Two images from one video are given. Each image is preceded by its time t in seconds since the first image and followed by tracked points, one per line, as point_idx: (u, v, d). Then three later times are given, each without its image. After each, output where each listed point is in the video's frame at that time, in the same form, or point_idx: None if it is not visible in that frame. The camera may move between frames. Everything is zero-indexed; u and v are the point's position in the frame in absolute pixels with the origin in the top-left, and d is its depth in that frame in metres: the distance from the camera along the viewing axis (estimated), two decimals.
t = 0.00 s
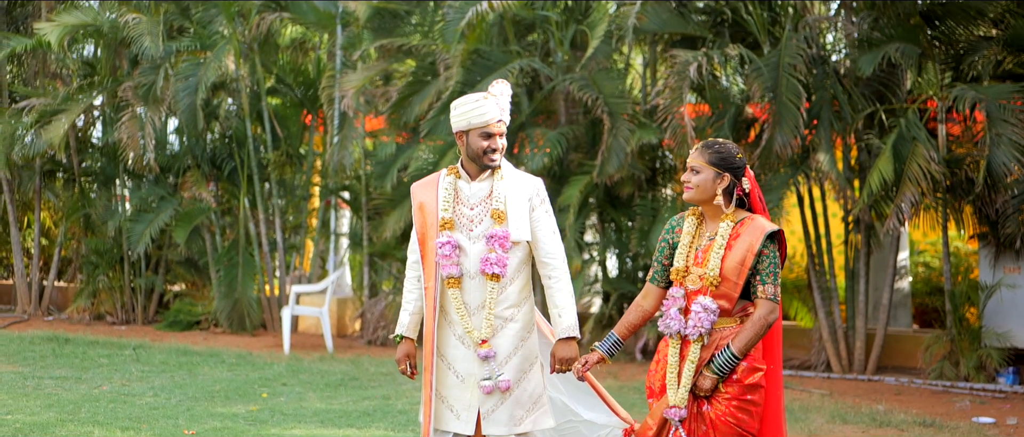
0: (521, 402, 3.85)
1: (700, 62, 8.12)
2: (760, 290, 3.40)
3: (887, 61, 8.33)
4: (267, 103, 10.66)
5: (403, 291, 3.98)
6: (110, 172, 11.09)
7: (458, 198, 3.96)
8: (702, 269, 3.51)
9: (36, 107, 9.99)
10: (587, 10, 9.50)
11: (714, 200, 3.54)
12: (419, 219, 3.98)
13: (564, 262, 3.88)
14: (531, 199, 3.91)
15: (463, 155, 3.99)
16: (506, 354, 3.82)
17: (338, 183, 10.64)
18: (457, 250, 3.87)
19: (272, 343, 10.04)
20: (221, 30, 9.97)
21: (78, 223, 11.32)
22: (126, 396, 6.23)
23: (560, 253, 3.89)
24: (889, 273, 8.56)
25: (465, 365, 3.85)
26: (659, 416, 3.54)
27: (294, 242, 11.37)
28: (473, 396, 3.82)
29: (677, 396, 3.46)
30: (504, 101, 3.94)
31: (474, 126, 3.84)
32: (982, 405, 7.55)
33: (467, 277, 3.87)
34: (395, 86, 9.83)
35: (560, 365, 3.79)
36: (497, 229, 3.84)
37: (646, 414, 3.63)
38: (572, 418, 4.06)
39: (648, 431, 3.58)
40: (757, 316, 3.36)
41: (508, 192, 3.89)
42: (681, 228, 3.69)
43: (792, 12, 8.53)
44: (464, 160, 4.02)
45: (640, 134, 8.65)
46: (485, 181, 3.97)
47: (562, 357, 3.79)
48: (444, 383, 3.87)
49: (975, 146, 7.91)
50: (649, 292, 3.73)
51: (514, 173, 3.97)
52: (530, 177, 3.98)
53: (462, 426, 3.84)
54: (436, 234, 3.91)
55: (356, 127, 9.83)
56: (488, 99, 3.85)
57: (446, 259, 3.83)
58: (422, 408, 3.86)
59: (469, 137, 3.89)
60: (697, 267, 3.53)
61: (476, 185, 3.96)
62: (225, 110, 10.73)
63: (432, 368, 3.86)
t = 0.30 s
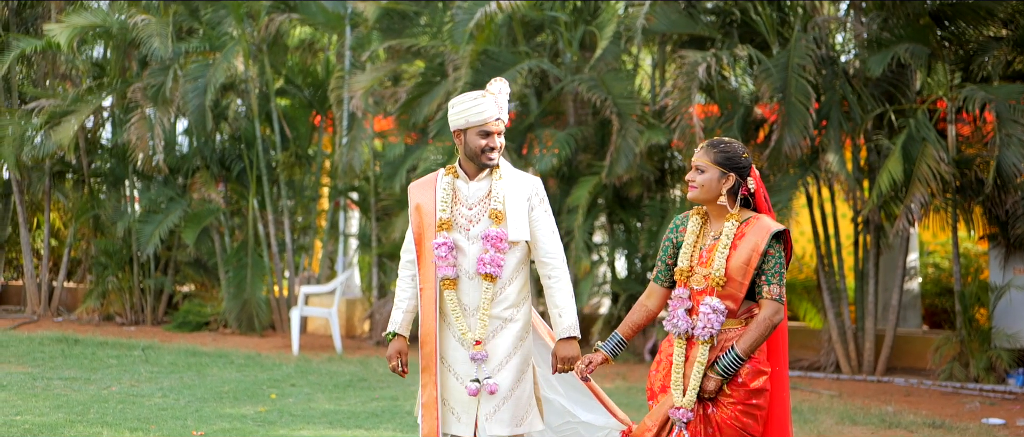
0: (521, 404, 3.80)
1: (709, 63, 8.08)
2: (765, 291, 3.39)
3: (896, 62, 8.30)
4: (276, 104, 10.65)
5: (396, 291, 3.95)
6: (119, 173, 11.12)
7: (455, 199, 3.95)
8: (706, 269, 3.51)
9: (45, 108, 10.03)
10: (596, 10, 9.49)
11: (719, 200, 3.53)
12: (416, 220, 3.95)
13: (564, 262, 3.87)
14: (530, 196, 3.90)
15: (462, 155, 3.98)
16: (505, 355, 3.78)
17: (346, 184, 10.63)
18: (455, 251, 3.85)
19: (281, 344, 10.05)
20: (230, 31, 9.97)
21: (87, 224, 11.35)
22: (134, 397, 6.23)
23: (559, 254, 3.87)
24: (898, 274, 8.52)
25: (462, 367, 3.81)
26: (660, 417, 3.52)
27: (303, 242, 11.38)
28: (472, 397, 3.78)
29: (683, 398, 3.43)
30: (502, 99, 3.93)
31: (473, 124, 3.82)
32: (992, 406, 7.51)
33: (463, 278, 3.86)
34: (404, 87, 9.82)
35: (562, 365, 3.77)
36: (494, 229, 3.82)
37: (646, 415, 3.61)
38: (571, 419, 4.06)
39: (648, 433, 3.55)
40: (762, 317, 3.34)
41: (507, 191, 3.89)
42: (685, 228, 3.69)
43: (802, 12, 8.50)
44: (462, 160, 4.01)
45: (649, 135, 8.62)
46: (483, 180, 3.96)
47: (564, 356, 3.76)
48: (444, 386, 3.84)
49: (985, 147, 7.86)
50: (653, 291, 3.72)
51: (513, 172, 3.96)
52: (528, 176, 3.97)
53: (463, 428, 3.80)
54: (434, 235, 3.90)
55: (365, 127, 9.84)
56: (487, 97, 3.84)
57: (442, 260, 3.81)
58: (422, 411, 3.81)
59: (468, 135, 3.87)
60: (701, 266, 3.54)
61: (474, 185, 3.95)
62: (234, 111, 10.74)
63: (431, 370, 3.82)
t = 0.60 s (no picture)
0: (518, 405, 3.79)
1: (715, 63, 8.05)
2: (768, 293, 3.35)
3: (904, 62, 8.27)
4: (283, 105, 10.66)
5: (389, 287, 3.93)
6: (127, 174, 11.14)
7: (452, 198, 3.94)
8: (709, 270, 3.49)
9: (53, 109, 10.08)
10: (602, 10, 9.47)
11: (722, 200, 3.51)
12: (412, 219, 3.94)
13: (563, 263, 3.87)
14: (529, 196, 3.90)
15: (459, 154, 3.95)
16: (502, 355, 3.76)
17: (354, 184, 10.62)
18: (452, 249, 3.84)
19: (288, 345, 10.06)
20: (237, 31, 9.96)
21: (95, 225, 11.39)
22: (141, 398, 6.24)
23: (557, 254, 3.87)
24: (906, 274, 8.49)
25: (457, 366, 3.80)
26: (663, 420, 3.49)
27: (310, 243, 11.39)
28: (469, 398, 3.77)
29: (689, 401, 3.40)
30: (500, 98, 3.92)
31: (472, 124, 3.80)
32: (1000, 407, 7.48)
33: (460, 277, 3.85)
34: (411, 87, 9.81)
35: (561, 364, 3.79)
36: (491, 229, 3.81)
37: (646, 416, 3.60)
38: (566, 421, 4.03)
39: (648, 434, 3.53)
40: (765, 319, 3.31)
41: (504, 191, 3.88)
42: (687, 228, 3.67)
43: (809, 12, 8.47)
44: (459, 159, 3.99)
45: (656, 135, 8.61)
46: (480, 180, 3.94)
47: (564, 355, 3.78)
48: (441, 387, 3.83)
49: (993, 147, 7.83)
50: (655, 292, 3.71)
51: (510, 171, 3.95)
52: (526, 176, 3.96)
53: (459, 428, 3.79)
54: (430, 234, 3.88)
55: (372, 128, 9.84)
56: (485, 96, 3.83)
57: (438, 257, 3.79)
58: (419, 411, 3.82)
59: (466, 134, 3.85)
60: (704, 268, 3.51)
61: (472, 184, 3.94)
62: (241, 112, 10.75)
63: (428, 371, 3.82)
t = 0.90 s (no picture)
0: (514, 406, 3.79)
1: (722, 64, 8.03)
2: (772, 296, 3.37)
3: (912, 62, 8.24)
4: (290, 105, 10.67)
5: (384, 284, 3.92)
6: (134, 174, 11.22)
7: (450, 197, 3.93)
8: (712, 273, 3.47)
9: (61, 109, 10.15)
10: (609, 11, 9.46)
11: (727, 203, 3.49)
12: (409, 218, 3.94)
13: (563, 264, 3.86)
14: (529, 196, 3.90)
15: (458, 153, 3.95)
16: (499, 357, 3.76)
17: (360, 185, 10.62)
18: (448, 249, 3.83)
19: (295, 346, 10.06)
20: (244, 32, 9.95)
21: (103, 226, 11.43)
22: (148, 398, 6.25)
23: (556, 256, 3.87)
24: (914, 275, 8.46)
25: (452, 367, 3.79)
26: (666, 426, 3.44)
27: (317, 244, 11.37)
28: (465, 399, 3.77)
29: (694, 405, 3.37)
30: (501, 97, 3.91)
31: (472, 122, 3.80)
32: (1008, 408, 7.44)
33: (456, 277, 3.84)
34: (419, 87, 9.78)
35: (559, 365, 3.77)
36: (489, 229, 3.80)
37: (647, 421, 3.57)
38: (562, 424, 4.00)
39: None
40: (768, 322, 3.32)
41: (502, 191, 3.87)
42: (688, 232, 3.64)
43: (816, 13, 8.45)
44: (458, 158, 3.99)
45: (662, 136, 8.61)
46: (478, 180, 3.94)
47: (562, 356, 3.75)
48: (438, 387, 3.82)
49: (1001, 147, 7.82)
50: (655, 294, 3.67)
51: (509, 172, 3.95)
52: (525, 176, 3.96)
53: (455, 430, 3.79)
54: (428, 233, 3.88)
55: (380, 128, 9.84)
56: (485, 94, 3.82)
57: (433, 257, 3.78)
58: (416, 412, 3.81)
59: (465, 133, 3.84)
60: (707, 270, 3.49)
61: (470, 184, 3.93)
62: (248, 112, 10.75)
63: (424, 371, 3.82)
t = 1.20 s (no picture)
0: (510, 411, 3.79)
1: (730, 64, 8.00)
2: (774, 302, 3.36)
3: (920, 62, 8.19)
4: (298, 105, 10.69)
5: (381, 283, 3.92)
6: (142, 176, 11.26)
7: (449, 197, 3.93)
8: (715, 277, 3.46)
9: (69, 110, 10.22)
10: (617, 11, 9.45)
11: (733, 207, 3.48)
12: (408, 218, 3.94)
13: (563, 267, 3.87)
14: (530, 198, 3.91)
15: (458, 154, 3.95)
16: (496, 360, 3.75)
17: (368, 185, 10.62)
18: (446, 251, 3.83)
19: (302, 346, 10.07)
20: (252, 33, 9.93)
21: (112, 226, 11.48)
22: (156, 399, 6.26)
23: (555, 259, 3.87)
24: (923, 276, 8.42)
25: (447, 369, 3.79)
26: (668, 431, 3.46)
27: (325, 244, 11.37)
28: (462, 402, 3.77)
29: (699, 412, 3.35)
30: (502, 98, 3.91)
31: (472, 122, 3.81)
32: (1017, 409, 7.40)
33: (454, 278, 3.84)
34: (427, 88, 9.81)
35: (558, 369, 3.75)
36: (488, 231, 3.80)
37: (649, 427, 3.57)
38: (560, 428, 4.00)
39: None
40: (771, 328, 3.31)
41: (502, 192, 3.88)
42: (690, 234, 3.63)
43: (824, 13, 8.42)
44: (458, 159, 3.99)
45: (670, 137, 8.59)
46: (478, 181, 3.94)
47: (560, 360, 3.74)
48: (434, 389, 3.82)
49: (1010, 147, 7.79)
50: (655, 298, 3.66)
51: (509, 173, 3.96)
52: (524, 178, 3.97)
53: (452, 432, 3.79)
54: (426, 234, 3.88)
55: (387, 129, 9.86)
56: (486, 95, 3.83)
57: (429, 257, 3.77)
58: (413, 414, 3.80)
59: (466, 134, 3.85)
60: (710, 274, 3.48)
61: (469, 184, 3.93)
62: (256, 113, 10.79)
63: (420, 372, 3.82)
